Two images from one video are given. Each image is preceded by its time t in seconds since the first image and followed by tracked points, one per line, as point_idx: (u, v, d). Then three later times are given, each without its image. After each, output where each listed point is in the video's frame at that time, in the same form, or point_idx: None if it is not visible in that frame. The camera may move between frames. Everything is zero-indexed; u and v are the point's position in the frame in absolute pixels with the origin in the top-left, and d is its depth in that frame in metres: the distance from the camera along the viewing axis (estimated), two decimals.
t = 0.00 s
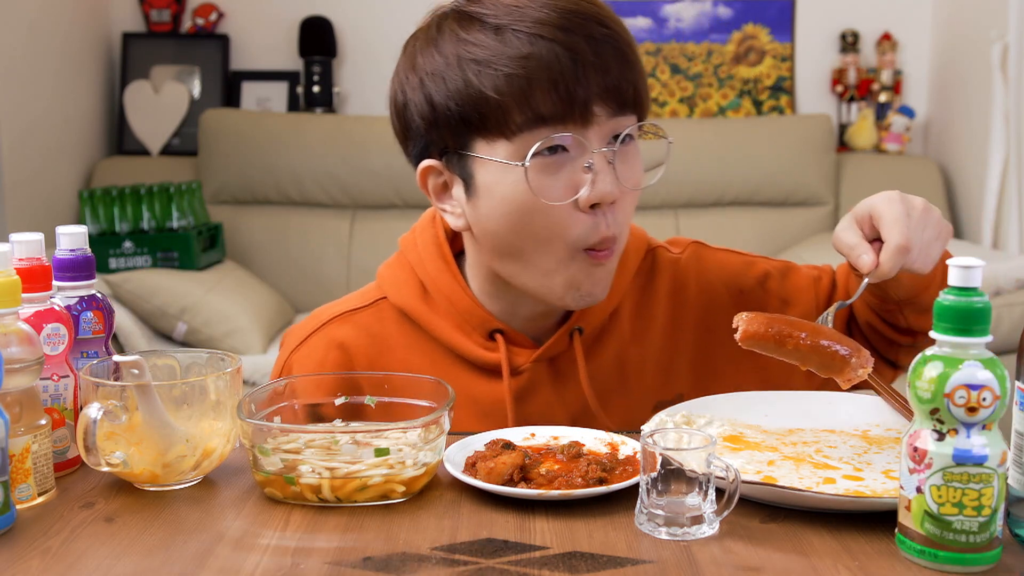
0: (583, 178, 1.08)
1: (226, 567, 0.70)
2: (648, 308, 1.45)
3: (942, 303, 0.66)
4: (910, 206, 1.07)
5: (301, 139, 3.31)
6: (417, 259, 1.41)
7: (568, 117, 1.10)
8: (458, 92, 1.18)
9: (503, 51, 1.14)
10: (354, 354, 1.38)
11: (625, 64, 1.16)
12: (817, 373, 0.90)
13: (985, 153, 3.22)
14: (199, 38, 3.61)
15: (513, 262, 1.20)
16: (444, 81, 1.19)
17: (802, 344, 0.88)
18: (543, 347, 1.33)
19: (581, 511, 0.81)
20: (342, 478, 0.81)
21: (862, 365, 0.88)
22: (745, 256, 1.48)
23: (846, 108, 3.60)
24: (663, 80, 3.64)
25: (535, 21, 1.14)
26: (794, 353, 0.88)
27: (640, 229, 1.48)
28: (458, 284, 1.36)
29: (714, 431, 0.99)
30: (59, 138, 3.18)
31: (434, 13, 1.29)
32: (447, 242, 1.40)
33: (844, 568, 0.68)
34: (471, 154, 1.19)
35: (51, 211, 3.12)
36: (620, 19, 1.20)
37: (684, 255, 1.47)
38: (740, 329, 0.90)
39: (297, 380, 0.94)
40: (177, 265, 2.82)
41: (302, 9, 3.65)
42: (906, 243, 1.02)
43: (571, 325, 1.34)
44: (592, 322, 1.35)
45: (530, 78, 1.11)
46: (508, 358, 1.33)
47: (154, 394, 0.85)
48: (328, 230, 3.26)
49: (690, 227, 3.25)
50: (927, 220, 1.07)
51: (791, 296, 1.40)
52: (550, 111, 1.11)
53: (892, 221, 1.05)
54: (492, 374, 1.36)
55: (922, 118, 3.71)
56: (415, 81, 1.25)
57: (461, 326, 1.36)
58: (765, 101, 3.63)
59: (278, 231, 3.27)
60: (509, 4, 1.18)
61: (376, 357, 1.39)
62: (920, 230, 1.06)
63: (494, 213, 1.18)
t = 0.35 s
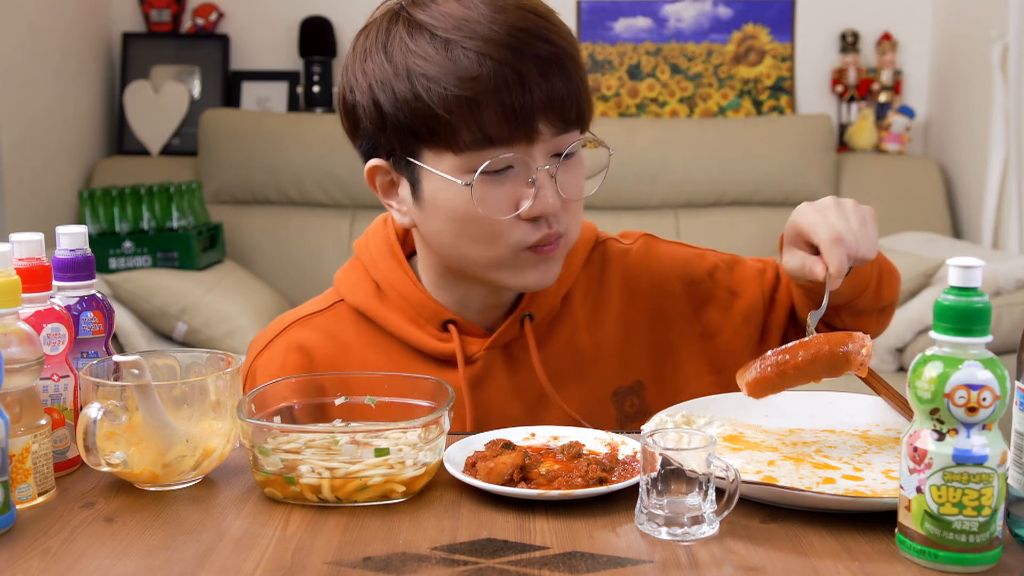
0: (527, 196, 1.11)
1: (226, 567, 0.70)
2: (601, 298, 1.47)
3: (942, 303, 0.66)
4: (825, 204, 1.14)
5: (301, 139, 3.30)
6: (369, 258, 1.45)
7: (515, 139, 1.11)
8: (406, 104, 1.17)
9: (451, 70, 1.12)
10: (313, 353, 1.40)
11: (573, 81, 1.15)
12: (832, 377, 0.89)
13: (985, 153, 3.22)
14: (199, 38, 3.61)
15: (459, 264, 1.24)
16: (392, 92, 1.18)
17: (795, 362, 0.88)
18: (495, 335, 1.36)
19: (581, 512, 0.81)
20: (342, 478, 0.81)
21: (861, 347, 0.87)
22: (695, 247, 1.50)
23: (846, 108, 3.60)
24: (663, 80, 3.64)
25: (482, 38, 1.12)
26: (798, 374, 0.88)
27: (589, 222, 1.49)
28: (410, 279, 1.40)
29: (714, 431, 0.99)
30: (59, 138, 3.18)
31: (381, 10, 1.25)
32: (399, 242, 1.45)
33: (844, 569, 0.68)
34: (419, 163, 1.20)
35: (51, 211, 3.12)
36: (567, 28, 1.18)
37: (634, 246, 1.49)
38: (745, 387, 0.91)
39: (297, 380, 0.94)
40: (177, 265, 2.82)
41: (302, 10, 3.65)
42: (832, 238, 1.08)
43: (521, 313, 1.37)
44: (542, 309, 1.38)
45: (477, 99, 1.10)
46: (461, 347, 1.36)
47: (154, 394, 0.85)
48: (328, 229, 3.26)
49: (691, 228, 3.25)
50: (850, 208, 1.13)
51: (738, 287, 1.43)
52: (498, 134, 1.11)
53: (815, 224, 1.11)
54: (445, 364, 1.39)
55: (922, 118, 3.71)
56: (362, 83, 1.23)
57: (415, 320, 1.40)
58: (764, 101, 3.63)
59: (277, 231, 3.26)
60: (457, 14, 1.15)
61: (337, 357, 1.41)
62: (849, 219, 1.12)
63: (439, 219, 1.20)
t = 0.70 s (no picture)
0: (511, 197, 1.11)
1: (226, 566, 0.70)
2: (587, 294, 1.46)
3: (942, 303, 0.66)
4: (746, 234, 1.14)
5: (301, 139, 3.30)
6: (357, 257, 1.46)
7: (498, 145, 1.10)
8: (391, 111, 1.17)
9: (435, 78, 1.12)
10: (304, 351, 1.41)
11: (555, 89, 1.15)
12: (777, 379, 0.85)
13: (985, 152, 3.22)
14: (199, 38, 3.61)
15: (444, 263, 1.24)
16: (376, 98, 1.18)
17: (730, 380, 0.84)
18: (480, 329, 1.37)
19: (581, 511, 0.81)
20: (342, 478, 0.81)
21: (786, 335, 0.84)
22: (678, 243, 1.50)
23: (846, 109, 3.60)
24: (663, 80, 3.65)
25: (465, 46, 1.12)
26: (741, 389, 0.84)
27: (574, 220, 1.49)
28: (398, 277, 1.40)
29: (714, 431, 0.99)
30: (59, 138, 3.19)
31: (365, 16, 1.25)
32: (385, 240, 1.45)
33: (844, 569, 0.68)
34: (405, 167, 1.20)
35: (51, 210, 3.12)
36: (549, 36, 1.18)
37: (618, 243, 1.49)
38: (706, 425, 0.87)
39: (298, 380, 0.94)
40: (177, 265, 2.82)
41: (302, 10, 3.65)
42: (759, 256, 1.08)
43: (507, 306, 1.37)
44: (528, 304, 1.38)
45: (461, 107, 1.10)
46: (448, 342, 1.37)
47: (154, 394, 0.85)
48: (328, 229, 3.25)
49: (691, 228, 3.25)
50: (775, 225, 1.13)
51: (723, 284, 1.43)
52: (481, 139, 1.11)
53: (742, 249, 1.10)
54: (433, 358, 1.39)
55: (922, 118, 3.71)
56: (348, 89, 1.22)
57: (402, 316, 1.40)
58: (764, 101, 3.63)
59: (277, 231, 3.26)
60: (441, 23, 1.15)
61: (328, 355, 1.41)
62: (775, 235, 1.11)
63: (425, 221, 1.20)
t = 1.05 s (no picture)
0: (494, 195, 1.11)
1: (226, 566, 0.70)
2: (584, 293, 1.46)
3: (942, 303, 0.66)
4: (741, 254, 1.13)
5: (301, 139, 3.30)
6: (354, 258, 1.46)
7: (477, 143, 1.10)
8: (371, 116, 1.17)
9: (411, 80, 1.12)
10: (303, 353, 1.41)
11: (533, 85, 1.14)
12: (806, 409, 0.86)
13: (985, 152, 3.22)
14: (199, 38, 3.61)
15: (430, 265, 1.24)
16: (357, 104, 1.18)
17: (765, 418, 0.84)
18: (477, 329, 1.37)
19: (581, 512, 0.81)
20: (342, 478, 0.81)
21: (804, 361, 0.85)
22: (676, 241, 1.50)
23: (846, 108, 3.60)
24: (663, 80, 3.65)
25: (439, 48, 1.12)
26: (778, 426, 0.84)
27: (573, 219, 1.49)
28: (394, 278, 1.40)
29: (715, 431, 0.99)
30: (59, 138, 3.19)
31: (347, 25, 1.26)
32: (383, 240, 1.44)
33: (844, 569, 0.68)
34: (390, 172, 1.20)
35: (51, 210, 3.12)
36: (527, 33, 1.17)
37: (616, 242, 1.50)
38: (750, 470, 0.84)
39: (298, 379, 0.94)
40: (177, 265, 2.82)
41: (302, 10, 3.65)
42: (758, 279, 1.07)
43: (503, 307, 1.36)
44: (524, 304, 1.38)
45: (436, 108, 1.10)
46: (444, 342, 1.37)
47: (154, 394, 0.85)
48: (328, 229, 3.25)
49: (691, 228, 3.25)
50: (766, 238, 1.13)
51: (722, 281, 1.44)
52: (460, 139, 1.10)
53: (739, 273, 1.09)
54: (429, 359, 1.39)
55: (922, 118, 3.71)
56: (331, 98, 1.23)
57: (399, 317, 1.40)
58: (764, 101, 3.63)
59: (278, 230, 3.26)
60: (417, 26, 1.15)
61: (326, 356, 1.41)
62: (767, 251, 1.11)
63: (413, 224, 1.20)
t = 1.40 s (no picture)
0: (483, 201, 1.11)
1: (226, 567, 0.70)
2: (584, 294, 1.46)
3: (942, 303, 0.66)
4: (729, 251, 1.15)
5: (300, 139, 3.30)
6: (351, 260, 1.46)
7: (463, 148, 1.10)
8: (357, 125, 1.17)
9: (395, 88, 1.11)
10: (301, 355, 1.41)
11: (518, 88, 1.13)
12: (749, 404, 0.86)
13: (985, 152, 3.22)
14: (199, 38, 3.61)
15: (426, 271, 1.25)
16: (342, 113, 1.18)
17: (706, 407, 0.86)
18: (474, 332, 1.37)
19: (581, 512, 0.81)
20: (342, 478, 0.81)
21: (746, 359, 0.86)
22: (675, 244, 1.50)
23: (846, 109, 3.60)
24: (663, 80, 3.65)
25: (421, 54, 1.11)
26: (717, 417, 0.85)
27: (572, 220, 1.50)
28: (392, 280, 1.40)
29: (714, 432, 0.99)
30: (60, 139, 3.19)
31: (330, 31, 1.25)
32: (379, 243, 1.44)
33: (844, 569, 0.68)
34: (379, 182, 1.21)
35: (51, 210, 3.12)
36: (511, 32, 1.16)
37: (616, 243, 1.50)
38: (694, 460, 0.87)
39: (298, 380, 0.94)
40: (177, 265, 2.82)
41: (302, 10, 3.65)
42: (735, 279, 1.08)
43: (500, 309, 1.36)
44: (521, 306, 1.38)
45: (421, 116, 1.10)
46: (441, 345, 1.37)
47: (154, 394, 0.85)
48: (328, 229, 3.25)
49: (691, 228, 3.24)
50: (755, 236, 1.13)
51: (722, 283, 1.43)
52: (446, 147, 1.10)
53: (722, 269, 1.11)
54: (426, 361, 1.39)
55: (922, 118, 3.71)
56: (316, 106, 1.23)
57: (397, 319, 1.40)
58: (764, 101, 3.63)
59: (278, 231, 3.26)
60: (398, 32, 1.14)
61: (324, 358, 1.41)
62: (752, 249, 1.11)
63: (404, 231, 1.21)
